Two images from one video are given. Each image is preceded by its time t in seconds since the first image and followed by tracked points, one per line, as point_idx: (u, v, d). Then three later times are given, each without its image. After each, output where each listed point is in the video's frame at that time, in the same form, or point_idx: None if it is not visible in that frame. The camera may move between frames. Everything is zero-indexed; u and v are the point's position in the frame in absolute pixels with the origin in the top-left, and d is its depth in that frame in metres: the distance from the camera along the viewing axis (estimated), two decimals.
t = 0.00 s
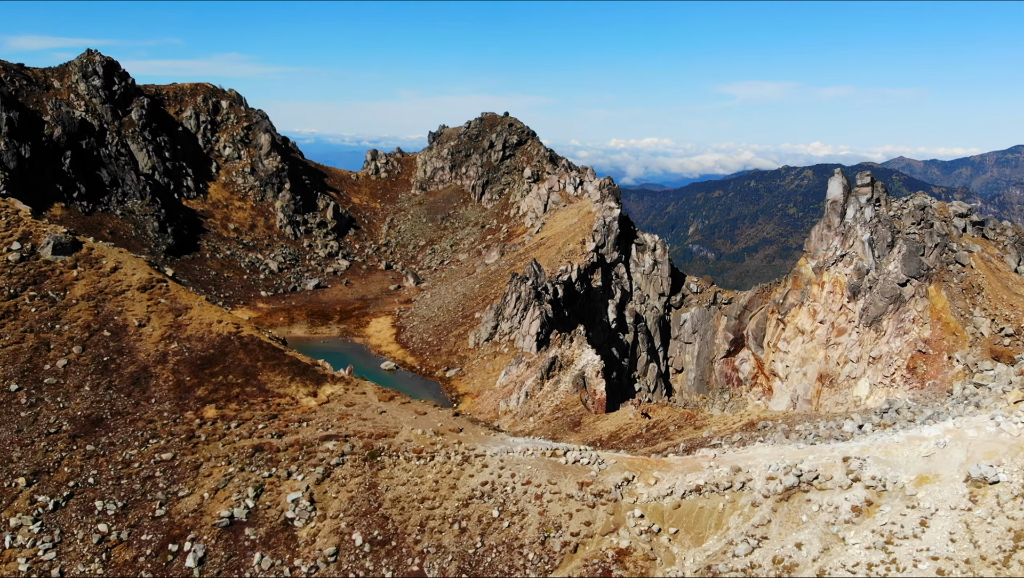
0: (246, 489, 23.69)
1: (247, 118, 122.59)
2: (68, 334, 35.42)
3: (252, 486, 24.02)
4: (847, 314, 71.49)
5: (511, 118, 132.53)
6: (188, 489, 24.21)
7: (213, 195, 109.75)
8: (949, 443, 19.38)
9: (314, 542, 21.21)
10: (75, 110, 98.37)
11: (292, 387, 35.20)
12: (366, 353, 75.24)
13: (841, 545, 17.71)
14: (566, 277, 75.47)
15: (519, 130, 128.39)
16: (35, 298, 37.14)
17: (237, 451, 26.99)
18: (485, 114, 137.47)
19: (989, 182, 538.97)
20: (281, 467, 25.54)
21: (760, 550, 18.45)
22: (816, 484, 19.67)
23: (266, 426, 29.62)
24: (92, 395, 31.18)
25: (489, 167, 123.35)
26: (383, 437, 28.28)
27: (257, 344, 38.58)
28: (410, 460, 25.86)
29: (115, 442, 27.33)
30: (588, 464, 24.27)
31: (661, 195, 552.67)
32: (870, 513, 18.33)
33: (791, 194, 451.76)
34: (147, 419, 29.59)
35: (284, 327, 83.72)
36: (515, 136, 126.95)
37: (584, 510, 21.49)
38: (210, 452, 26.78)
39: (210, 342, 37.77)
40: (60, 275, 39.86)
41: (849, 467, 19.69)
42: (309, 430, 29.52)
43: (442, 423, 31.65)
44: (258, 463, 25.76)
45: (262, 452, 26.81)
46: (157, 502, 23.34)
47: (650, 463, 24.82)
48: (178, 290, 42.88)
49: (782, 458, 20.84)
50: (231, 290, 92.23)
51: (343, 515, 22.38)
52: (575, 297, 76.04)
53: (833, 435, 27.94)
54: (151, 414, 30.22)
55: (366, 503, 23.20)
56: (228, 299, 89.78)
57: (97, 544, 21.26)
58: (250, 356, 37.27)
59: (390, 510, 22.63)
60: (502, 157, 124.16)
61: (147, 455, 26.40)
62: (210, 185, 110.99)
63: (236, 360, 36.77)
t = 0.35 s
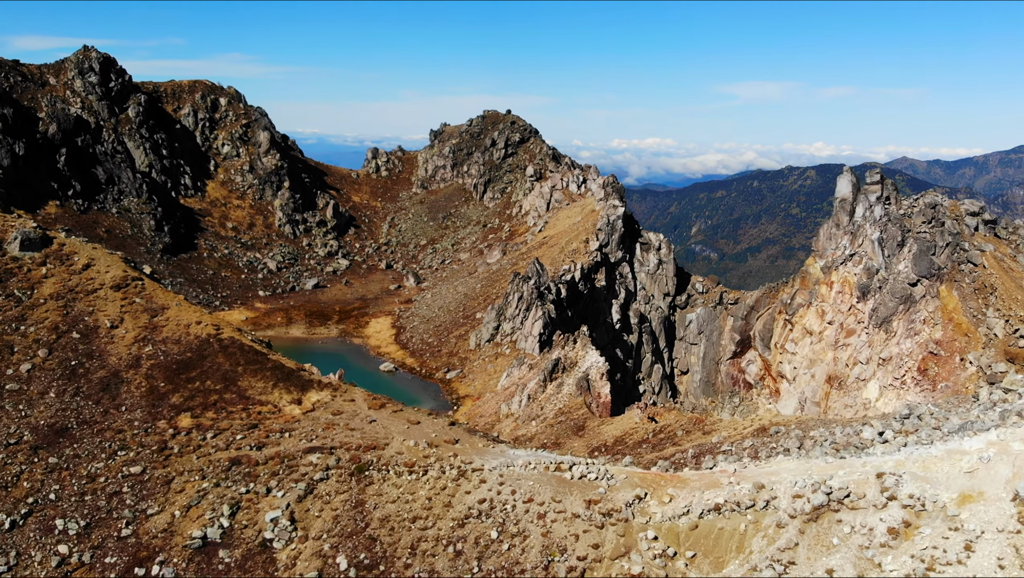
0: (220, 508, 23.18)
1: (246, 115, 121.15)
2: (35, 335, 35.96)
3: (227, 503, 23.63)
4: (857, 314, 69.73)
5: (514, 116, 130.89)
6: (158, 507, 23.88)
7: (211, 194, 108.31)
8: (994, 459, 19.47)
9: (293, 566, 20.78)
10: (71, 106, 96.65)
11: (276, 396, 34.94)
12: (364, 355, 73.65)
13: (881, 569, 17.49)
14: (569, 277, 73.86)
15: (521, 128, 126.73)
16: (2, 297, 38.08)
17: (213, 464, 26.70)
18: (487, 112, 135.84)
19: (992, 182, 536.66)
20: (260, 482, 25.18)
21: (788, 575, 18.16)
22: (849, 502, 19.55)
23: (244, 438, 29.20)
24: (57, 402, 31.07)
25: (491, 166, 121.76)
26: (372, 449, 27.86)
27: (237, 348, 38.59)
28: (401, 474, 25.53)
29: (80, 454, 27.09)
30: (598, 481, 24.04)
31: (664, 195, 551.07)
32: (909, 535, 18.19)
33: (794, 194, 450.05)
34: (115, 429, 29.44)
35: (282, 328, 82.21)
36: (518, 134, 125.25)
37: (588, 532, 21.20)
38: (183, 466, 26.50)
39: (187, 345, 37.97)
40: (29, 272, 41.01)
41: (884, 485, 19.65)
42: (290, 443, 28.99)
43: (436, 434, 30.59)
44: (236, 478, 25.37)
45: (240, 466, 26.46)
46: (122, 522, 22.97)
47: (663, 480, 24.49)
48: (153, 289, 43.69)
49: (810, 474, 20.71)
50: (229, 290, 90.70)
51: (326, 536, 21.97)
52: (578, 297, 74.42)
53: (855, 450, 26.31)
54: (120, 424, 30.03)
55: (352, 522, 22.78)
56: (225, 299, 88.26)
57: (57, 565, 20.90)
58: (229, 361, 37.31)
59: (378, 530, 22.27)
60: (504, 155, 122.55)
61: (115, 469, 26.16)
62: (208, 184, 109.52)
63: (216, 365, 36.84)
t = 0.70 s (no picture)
0: (191, 531, 23.30)
1: (246, 113, 119.62)
2: None
3: (199, 526, 23.74)
4: (868, 315, 67.94)
5: (517, 113, 129.14)
6: (122, 530, 23.97)
7: (210, 192, 106.80)
8: None
9: None
10: (67, 103, 95.00)
11: (255, 405, 35.11)
12: (363, 356, 72.05)
13: None
14: (574, 277, 72.31)
15: (525, 125, 124.98)
16: None
17: (183, 482, 26.85)
18: (491, 109, 134.15)
19: (998, 182, 533.88)
20: (234, 503, 25.25)
21: None
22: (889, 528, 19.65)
23: (218, 453, 29.36)
24: (17, 411, 32.53)
25: (494, 164, 120.07)
26: (358, 465, 28.16)
27: (214, 352, 39.49)
28: (391, 494, 25.77)
29: (38, 471, 27.70)
30: (607, 501, 24.02)
31: (668, 195, 549.03)
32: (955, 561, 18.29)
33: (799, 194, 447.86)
34: (77, 442, 30.18)
35: (280, 329, 80.68)
36: (521, 132, 123.53)
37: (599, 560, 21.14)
38: (151, 483, 26.79)
39: (156, 348, 39.39)
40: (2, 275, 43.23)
41: (926, 510, 19.80)
42: (268, 458, 29.11)
43: (430, 448, 30.52)
44: (208, 498, 25.61)
45: (212, 484, 26.62)
46: (85, 545, 23.15)
47: (676, 499, 24.20)
48: (126, 289, 45.56)
49: (845, 498, 20.83)
50: (227, 290, 89.17)
51: (305, 564, 21.91)
52: (582, 297, 72.83)
53: (881, 468, 24.50)
54: (81, 436, 30.89)
55: (334, 547, 22.71)
56: (222, 299, 86.72)
57: None
58: (205, 368, 38.13)
59: (362, 556, 22.25)
60: (507, 153, 120.86)
61: (76, 486, 26.65)
62: (207, 182, 108.01)
63: (191, 371, 37.65)
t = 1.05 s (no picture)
0: (154, 561, 22.24)
1: (246, 110, 118.11)
2: None
3: (161, 554, 22.72)
4: (879, 316, 65.88)
5: (520, 111, 127.55)
6: (76, 558, 22.77)
7: (209, 190, 105.33)
8: None
9: None
10: (63, 100, 93.48)
11: (231, 417, 35.08)
12: (362, 358, 70.52)
13: None
14: (577, 277, 70.74)
15: (528, 124, 123.38)
16: None
17: (146, 504, 25.90)
18: (493, 107, 132.63)
19: (1003, 182, 531.30)
20: (201, 528, 24.41)
21: None
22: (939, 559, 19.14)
23: (186, 471, 28.88)
24: None
25: (497, 163, 118.47)
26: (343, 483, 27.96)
27: (187, 358, 39.71)
28: (378, 518, 25.25)
29: None
30: (619, 528, 23.61)
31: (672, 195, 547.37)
32: None
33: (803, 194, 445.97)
34: (32, 459, 29.04)
35: (278, 329, 79.16)
36: (524, 130, 121.94)
37: None
38: (108, 505, 25.77)
39: (125, 354, 39.54)
40: None
41: (977, 539, 19.35)
42: (242, 477, 28.58)
43: (422, 466, 30.46)
44: (174, 521, 24.78)
45: (180, 506, 25.85)
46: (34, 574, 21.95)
47: (695, 524, 23.81)
48: (94, 289, 45.79)
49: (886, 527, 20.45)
50: (225, 290, 87.60)
51: None
52: (587, 297, 71.28)
53: (907, 490, 23.23)
54: (37, 452, 29.78)
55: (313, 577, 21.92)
56: (220, 299, 85.19)
57: None
58: (176, 375, 38.20)
59: None
60: (510, 151, 119.26)
61: (29, 508, 25.36)
62: (205, 180, 106.48)
63: (162, 380, 37.59)
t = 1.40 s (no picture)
0: None
1: (246, 108, 116.57)
2: None
3: None
4: (890, 317, 63.80)
5: (524, 109, 125.87)
6: None
7: (208, 189, 103.92)
8: None
9: None
10: (60, 97, 91.94)
11: (200, 431, 34.15)
12: (361, 359, 69.01)
13: None
14: (583, 277, 69.09)
15: (532, 121, 121.64)
16: None
17: (100, 533, 24.95)
18: (497, 105, 130.99)
19: (1010, 182, 528.59)
20: (160, 560, 23.42)
21: None
22: None
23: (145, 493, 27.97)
24: None
25: (501, 161, 116.82)
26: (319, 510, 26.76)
27: (154, 366, 39.21)
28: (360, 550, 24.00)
29: None
30: (635, 563, 22.35)
31: (676, 195, 545.47)
32: None
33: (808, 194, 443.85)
34: None
35: (277, 330, 77.59)
36: (528, 127, 120.26)
37: None
38: (60, 534, 24.91)
39: (85, 361, 39.39)
40: None
41: None
42: (208, 502, 27.44)
43: (411, 486, 29.02)
44: (128, 552, 23.84)
45: (136, 535, 24.86)
46: None
47: (719, 559, 22.69)
48: (56, 289, 46.32)
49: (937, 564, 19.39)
50: (223, 290, 86.08)
51: None
52: (591, 298, 69.64)
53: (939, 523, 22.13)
54: None
55: None
56: (219, 299, 83.64)
57: None
58: (142, 385, 37.63)
59: None
60: (514, 150, 117.62)
61: None
62: (204, 179, 105.06)
63: (126, 391, 37.04)
